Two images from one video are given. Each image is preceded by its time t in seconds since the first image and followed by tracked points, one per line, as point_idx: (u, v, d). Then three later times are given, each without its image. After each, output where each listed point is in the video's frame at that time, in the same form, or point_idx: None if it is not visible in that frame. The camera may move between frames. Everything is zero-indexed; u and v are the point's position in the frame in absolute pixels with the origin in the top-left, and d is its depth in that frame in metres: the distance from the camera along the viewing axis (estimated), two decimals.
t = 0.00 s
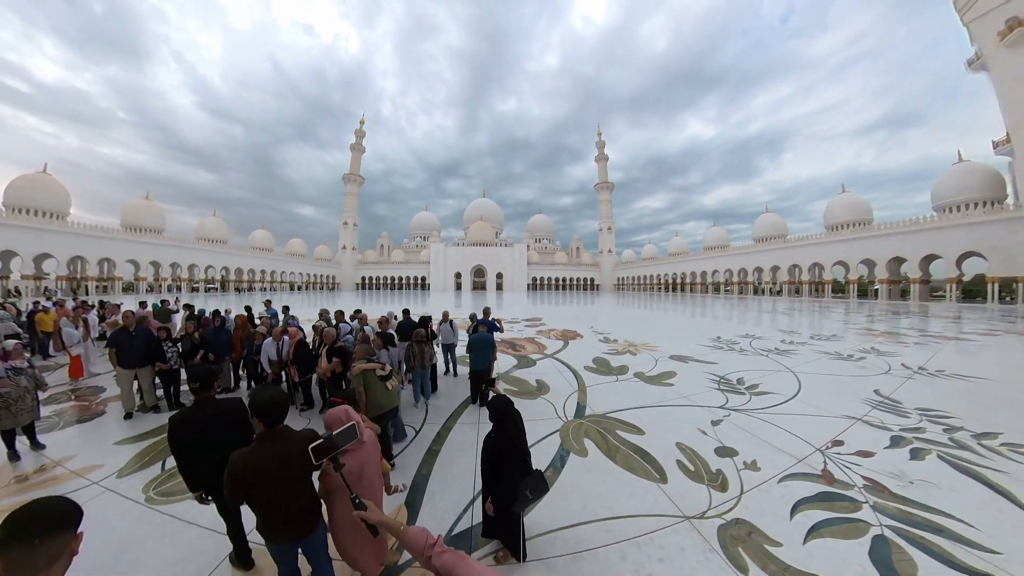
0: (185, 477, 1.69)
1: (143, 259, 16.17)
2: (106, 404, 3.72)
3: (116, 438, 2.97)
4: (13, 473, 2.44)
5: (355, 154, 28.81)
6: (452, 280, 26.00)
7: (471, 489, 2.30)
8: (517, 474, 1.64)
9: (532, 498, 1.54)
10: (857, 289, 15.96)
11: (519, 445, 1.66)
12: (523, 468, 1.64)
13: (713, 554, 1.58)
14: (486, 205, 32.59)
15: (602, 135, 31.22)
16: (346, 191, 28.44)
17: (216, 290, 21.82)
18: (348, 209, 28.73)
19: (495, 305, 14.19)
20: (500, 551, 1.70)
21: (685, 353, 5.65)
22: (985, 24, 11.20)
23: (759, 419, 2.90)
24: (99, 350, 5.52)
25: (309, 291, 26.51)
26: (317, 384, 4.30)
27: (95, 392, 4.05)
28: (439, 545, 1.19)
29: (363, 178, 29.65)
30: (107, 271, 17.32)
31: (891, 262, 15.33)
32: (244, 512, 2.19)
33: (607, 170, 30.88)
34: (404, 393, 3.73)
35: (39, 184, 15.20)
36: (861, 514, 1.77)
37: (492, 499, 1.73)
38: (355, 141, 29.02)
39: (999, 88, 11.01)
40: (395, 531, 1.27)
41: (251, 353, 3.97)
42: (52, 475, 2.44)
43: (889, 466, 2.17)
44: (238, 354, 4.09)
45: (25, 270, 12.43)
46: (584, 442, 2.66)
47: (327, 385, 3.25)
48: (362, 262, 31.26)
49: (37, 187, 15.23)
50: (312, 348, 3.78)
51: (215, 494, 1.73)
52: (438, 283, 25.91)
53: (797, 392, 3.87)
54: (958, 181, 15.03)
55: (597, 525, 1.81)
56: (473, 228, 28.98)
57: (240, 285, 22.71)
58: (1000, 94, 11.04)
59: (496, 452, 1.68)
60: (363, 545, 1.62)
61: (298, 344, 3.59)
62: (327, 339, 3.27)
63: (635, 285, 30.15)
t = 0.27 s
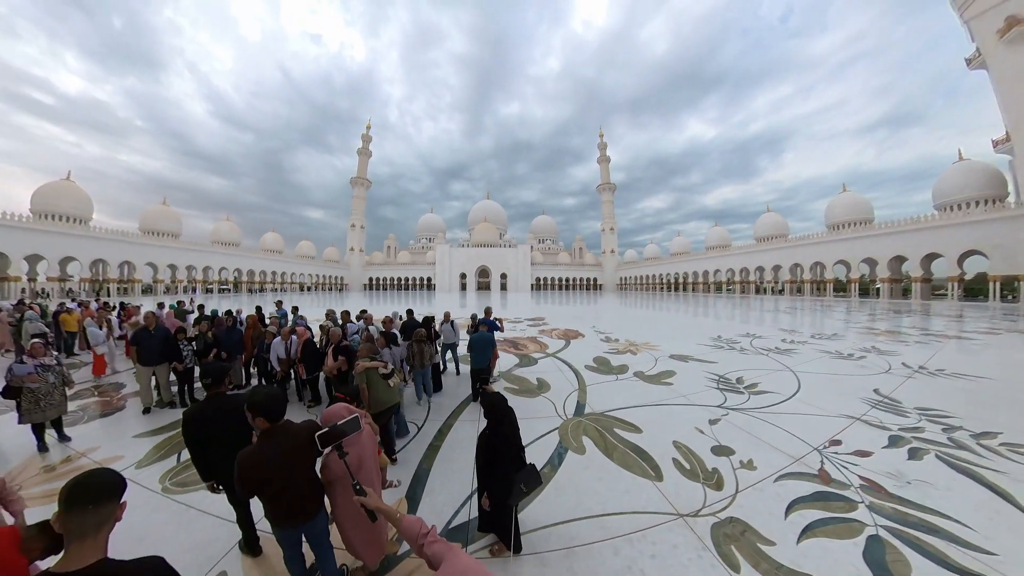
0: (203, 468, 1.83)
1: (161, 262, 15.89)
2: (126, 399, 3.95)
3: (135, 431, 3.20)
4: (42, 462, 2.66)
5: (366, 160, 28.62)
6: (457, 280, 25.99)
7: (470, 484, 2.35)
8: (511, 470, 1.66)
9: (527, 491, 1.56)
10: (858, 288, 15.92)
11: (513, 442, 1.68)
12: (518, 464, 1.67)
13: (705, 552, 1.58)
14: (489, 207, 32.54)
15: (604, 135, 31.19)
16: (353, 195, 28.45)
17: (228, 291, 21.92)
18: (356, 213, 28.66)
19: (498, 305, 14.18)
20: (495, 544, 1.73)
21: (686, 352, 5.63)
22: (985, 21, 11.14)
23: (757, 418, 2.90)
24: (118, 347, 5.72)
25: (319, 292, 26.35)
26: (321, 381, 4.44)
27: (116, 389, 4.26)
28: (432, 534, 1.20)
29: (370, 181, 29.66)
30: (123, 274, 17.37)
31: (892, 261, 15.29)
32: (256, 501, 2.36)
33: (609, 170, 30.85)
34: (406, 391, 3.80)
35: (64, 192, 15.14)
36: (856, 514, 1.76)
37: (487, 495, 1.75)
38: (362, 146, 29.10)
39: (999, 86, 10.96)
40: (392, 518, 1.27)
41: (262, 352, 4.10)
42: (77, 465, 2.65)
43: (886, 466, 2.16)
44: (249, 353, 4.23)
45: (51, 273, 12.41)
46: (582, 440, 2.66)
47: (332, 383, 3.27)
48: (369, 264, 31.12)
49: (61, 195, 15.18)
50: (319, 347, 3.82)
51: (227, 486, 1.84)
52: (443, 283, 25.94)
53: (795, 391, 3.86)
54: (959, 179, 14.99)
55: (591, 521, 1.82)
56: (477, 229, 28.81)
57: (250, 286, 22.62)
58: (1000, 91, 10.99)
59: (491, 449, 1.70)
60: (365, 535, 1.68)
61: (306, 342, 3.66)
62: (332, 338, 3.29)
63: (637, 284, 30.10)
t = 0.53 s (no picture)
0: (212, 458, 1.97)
1: (176, 264, 15.85)
2: (145, 395, 4.09)
3: (152, 425, 3.34)
4: (65, 453, 2.80)
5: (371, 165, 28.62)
6: (462, 280, 25.93)
7: (470, 479, 2.35)
8: (507, 466, 1.67)
9: (523, 485, 1.58)
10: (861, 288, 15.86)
11: (510, 438, 1.71)
12: (514, 459, 1.70)
13: (700, 550, 1.58)
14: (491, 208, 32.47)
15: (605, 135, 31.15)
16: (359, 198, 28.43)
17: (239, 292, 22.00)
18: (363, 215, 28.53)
19: (502, 305, 14.15)
20: (492, 538, 1.74)
21: (687, 352, 5.61)
22: (985, 20, 11.08)
23: (756, 418, 2.88)
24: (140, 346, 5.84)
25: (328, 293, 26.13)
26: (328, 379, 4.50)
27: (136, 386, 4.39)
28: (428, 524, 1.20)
29: (376, 184, 29.64)
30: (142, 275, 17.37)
31: (894, 260, 15.24)
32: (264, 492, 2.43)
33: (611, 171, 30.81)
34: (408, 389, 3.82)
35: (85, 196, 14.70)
36: (854, 514, 1.74)
37: (484, 491, 1.75)
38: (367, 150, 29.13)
39: (999, 85, 10.89)
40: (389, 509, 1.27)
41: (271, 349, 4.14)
42: (97, 456, 2.79)
43: (886, 466, 2.14)
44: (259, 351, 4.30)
45: (75, 275, 12.53)
46: (581, 437, 2.65)
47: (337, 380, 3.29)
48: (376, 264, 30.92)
49: (82, 200, 14.78)
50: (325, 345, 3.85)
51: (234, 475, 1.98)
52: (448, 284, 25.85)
53: (795, 390, 3.84)
54: (960, 177, 14.93)
55: (589, 518, 1.82)
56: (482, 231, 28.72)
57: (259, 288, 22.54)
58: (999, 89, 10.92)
59: (488, 445, 1.71)
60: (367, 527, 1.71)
61: (314, 340, 3.68)
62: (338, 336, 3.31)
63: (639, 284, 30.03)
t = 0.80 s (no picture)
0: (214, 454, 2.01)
1: (181, 265, 15.71)
2: (149, 394, 4.07)
3: (156, 423, 3.32)
4: (72, 450, 2.79)
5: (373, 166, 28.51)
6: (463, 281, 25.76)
7: (466, 477, 2.34)
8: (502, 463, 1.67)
9: (517, 481, 1.58)
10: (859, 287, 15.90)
11: (506, 434, 1.72)
12: (509, 455, 1.71)
13: (695, 549, 1.56)
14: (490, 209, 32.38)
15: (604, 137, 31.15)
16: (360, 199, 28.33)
17: (241, 293, 21.90)
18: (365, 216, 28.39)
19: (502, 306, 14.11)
20: (487, 536, 1.73)
21: (685, 352, 5.60)
22: (978, 22, 11.10)
23: (753, 417, 2.87)
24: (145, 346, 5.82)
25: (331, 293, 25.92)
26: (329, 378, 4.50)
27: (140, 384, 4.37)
28: (420, 517, 1.19)
29: (377, 185, 29.48)
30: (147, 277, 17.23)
31: (891, 260, 15.28)
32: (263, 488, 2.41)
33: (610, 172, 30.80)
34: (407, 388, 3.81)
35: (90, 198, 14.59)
36: (849, 513, 1.73)
37: (479, 488, 1.75)
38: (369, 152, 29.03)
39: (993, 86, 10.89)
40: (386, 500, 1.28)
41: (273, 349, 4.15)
42: (103, 452, 2.77)
43: (882, 464, 2.13)
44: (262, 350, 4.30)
45: (80, 276, 12.41)
46: (578, 437, 2.63)
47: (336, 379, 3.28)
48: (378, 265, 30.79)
49: (88, 201, 14.69)
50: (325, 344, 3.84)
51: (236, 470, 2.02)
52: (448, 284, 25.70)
53: (792, 389, 3.84)
54: (956, 178, 14.99)
55: (586, 515, 1.80)
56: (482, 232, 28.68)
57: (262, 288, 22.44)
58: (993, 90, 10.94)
59: (484, 442, 1.71)
60: (363, 521, 1.70)
61: (314, 340, 3.68)
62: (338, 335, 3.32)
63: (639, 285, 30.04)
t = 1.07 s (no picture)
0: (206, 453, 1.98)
1: (175, 266, 15.51)
2: (143, 395, 4.01)
3: (149, 424, 3.27)
4: (63, 450, 2.74)
5: (370, 167, 28.40)
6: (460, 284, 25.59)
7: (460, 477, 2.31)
8: (493, 458, 1.67)
9: (509, 478, 1.60)
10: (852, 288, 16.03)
11: (497, 432, 1.72)
12: (501, 453, 1.70)
13: (687, 546, 1.56)
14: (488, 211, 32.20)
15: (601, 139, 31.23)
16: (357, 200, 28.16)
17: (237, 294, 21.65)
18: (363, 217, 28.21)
19: (500, 308, 14.08)
20: (480, 533, 1.72)
21: (680, 352, 5.62)
22: (966, 30, 11.23)
23: (746, 416, 2.88)
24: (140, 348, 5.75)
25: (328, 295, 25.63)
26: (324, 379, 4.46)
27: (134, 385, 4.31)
28: (414, 511, 1.19)
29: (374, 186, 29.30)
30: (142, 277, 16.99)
31: (884, 261, 15.42)
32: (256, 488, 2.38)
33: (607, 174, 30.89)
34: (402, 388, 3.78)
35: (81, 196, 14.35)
36: (841, 510, 1.73)
37: (472, 486, 1.75)
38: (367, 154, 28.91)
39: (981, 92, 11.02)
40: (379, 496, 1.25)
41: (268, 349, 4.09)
42: (96, 453, 2.72)
43: (874, 462, 2.14)
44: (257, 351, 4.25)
45: (72, 276, 12.18)
46: (571, 437, 2.61)
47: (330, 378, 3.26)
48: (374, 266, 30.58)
49: (80, 200, 14.45)
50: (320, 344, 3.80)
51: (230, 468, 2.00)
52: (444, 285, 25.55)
53: (786, 388, 3.86)
54: (946, 181, 15.19)
55: (580, 514, 1.79)
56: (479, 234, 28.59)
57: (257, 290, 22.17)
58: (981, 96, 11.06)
59: (475, 441, 1.71)
60: (356, 520, 1.67)
61: (308, 340, 3.62)
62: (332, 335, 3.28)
63: (636, 286, 30.07)
